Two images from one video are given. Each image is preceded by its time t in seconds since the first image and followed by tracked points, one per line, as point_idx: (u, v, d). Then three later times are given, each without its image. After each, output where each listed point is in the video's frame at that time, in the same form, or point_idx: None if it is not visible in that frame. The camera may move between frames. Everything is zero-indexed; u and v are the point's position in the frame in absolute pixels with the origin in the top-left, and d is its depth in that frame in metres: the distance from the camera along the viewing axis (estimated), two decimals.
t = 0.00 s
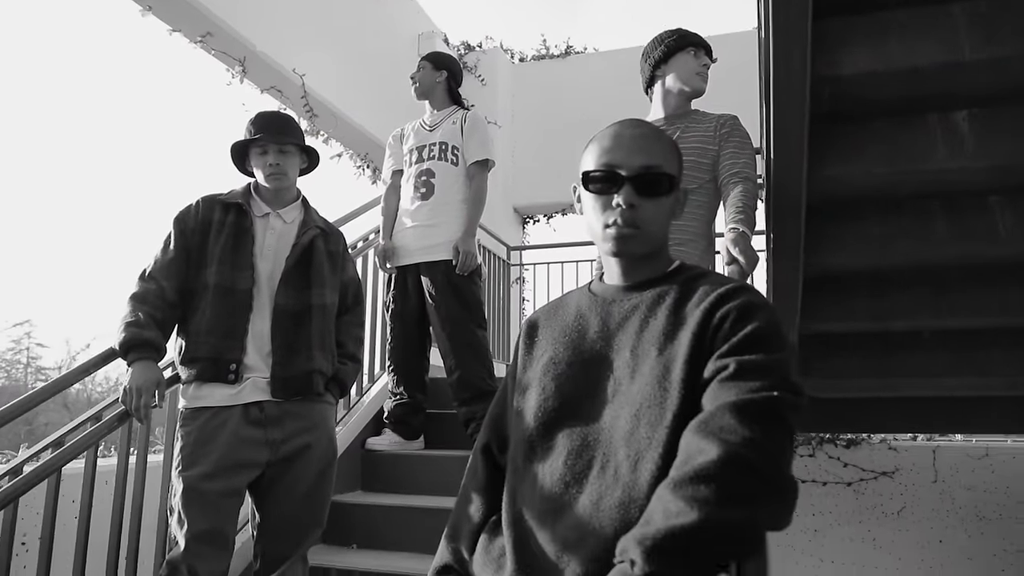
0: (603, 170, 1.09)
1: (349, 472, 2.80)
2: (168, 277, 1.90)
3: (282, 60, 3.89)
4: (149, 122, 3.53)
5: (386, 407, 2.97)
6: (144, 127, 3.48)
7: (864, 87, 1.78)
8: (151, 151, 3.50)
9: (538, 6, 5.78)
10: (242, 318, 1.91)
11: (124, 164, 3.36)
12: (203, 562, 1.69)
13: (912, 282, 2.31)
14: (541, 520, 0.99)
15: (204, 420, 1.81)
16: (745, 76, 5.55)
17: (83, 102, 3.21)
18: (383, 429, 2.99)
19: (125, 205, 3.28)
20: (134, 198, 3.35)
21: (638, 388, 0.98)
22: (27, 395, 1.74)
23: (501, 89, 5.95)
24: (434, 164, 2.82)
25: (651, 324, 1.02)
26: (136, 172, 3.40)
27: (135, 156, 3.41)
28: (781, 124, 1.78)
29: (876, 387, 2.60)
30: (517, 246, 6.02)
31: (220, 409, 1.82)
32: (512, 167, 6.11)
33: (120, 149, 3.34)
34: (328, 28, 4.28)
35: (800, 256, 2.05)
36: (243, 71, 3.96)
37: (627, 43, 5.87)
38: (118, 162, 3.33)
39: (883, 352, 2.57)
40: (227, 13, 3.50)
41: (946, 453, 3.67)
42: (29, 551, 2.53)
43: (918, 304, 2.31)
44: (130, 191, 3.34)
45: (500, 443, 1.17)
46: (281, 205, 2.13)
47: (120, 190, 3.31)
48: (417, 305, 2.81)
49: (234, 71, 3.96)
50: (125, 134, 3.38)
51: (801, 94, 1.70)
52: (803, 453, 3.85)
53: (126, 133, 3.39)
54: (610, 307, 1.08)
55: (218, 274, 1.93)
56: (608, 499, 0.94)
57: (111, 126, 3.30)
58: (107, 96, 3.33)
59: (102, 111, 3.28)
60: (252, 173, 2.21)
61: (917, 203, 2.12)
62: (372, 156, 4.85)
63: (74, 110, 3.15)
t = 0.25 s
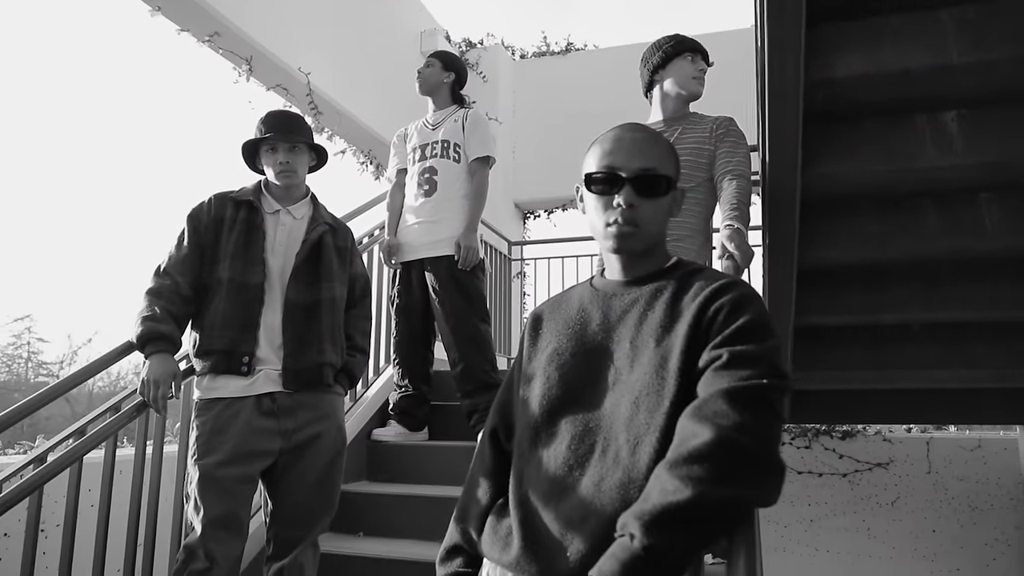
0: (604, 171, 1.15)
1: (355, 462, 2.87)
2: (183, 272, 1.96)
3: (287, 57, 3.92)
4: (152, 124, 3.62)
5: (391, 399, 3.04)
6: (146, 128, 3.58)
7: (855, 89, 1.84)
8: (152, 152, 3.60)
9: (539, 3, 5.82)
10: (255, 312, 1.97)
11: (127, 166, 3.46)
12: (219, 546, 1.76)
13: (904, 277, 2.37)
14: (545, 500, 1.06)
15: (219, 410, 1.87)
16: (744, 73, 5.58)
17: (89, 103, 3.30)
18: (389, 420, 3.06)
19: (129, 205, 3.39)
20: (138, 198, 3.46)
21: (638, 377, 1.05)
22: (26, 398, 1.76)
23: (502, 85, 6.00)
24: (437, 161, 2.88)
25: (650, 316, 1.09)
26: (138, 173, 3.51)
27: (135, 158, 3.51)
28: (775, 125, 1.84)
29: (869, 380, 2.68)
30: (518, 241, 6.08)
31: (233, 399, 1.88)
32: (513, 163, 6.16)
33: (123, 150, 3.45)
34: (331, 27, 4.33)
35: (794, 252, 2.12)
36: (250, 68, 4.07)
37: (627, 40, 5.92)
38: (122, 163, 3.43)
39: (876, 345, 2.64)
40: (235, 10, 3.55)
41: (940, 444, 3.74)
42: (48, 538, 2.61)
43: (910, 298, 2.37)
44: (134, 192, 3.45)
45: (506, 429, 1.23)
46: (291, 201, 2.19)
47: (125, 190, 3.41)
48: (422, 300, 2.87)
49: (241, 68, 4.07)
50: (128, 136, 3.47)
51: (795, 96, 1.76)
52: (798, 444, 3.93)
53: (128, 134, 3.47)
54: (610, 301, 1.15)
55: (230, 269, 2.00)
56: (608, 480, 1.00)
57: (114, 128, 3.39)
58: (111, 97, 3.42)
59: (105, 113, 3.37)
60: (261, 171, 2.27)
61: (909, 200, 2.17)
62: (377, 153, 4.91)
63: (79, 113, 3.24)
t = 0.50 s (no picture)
0: (608, 174, 1.22)
1: (363, 452, 2.95)
2: (200, 268, 2.03)
3: (294, 56, 3.98)
4: (160, 124, 3.71)
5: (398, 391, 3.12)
6: (154, 129, 3.67)
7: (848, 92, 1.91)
8: (175, 155, 3.76)
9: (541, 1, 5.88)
10: (270, 307, 2.05)
11: (137, 165, 3.54)
12: (238, 530, 1.84)
13: (896, 272, 2.45)
14: (553, 481, 1.14)
15: (236, 400, 1.95)
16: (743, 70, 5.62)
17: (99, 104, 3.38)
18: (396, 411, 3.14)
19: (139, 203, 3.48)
20: (147, 196, 3.54)
21: (639, 366, 1.12)
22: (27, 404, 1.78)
23: (504, 82, 6.06)
24: (442, 159, 2.95)
25: (650, 310, 1.16)
26: (147, 172, 3.59)
27: (144, 157, 3.59)
28: (771, 126, 1.92)
29: (863, 372, 2.76)
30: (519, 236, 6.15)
31: (250, 390, 1.96)
32: (514, 159, 6.23)
33: (133, 149, 3.53)
34: (337, 25, 4.40)
35: (790, 248, 2.20)
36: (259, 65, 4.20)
37: (628, 37, 5.97)
38: (132, 162, 3.51)
39: (870, 339, 2.72)
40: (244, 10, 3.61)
41: (934, 437, 3.83)
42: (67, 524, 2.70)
43: (902, 293, 2.45)
44: (143, 190, 3.54)
45: (515, 415, 1.31)
46: (304, 198, 2.27)
47: (135, 189, 3.50)
48: (428, 295, 2.95)
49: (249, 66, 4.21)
50: (136, 136, 3.56)
51: (790, 99, 1.83)
52: (795, 436, 4.00)
53: (153, 142, 3.65)
54: (613, 295, 1.22)
55: (246, 265, 2.07)
56: (611, 461, 1.08)
57: (122, 128, 3.48)
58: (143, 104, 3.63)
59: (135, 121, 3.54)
60: (273, 169, 2.34)
61: (901, 199, 2.24)
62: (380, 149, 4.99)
63: (90, 112, 3.32)
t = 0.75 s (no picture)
0: (611, 178, 1.30)
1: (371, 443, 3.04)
2: (218, 264, 2.11)
3: (303, 56, 4.07)
4: (183, 128, 3.82)
5: (405, 384, 3.21)
6: (169, 129, 3.75)
7: (840, 96, 2.00)
8: (181, 156, 3.80)
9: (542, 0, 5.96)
10: (285, 301, 2.14)
11: (153, 165, 3.64)
12: (258, 514, 1.93)
13: (888, 270, 2.54)
14: (559, 463, 1.23)
15: (254, 391, 2.04)
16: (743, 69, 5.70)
17: (117, 106, 3.47)
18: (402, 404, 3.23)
19: (156, 202, 3.57)
20: (163, 196, 3.64)
21: (640, 357, 1.21)
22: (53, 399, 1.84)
23: (506, 81, 6.14)
24: (448, 159, 3.03)
25: (650, 304, 1.25)
26: (163, 172, 3.68)
27: (164, 164, 3.69)
28: (766, 128, 2.01)
29: (856, 366, 2.85)
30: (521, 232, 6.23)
31: (267, 381, 2.05)
32: (516, 156, 6.31)
33: (149, 150, 3.62)
34: (343, 25, 4.48)
35: (784, 247, 2.28)
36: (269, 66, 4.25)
37: (629, 35, 6.04)
38: (149, 162, 3.61)
39: (863, 334, 2.81)
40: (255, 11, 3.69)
41: (927, 429, 3.87)
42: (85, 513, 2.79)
43: (893, 289, 2.54)
44: (160, 190, 3.63)
45: (523, 404, 1.40)
46: (316, 197, 2.35)
47: (152, 188, 3.59)
48: (435, 289, 3.05)
49: (259, 67, 4.26)
50: (152, 137, 3.65)
51: (784, 103, 1.92)
52: (792, 429, 4.03)
53: (162, 143, 3.70)
54: (615, 291, 1.31)
55: (262, 262, 2.16)
56: (614, 445, 1.17)
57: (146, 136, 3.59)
58: (151, 106, 3.67)
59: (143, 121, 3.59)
60: (287, 169, 2.42)
61: (892, 199, 2.33)
62: (385, 146, 5.08)
63: (109, 114, 3.42)
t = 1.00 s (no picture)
0: (611, 183, 1.40)
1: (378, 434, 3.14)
2: (235, 262, 2.21)
3: (310, 59, 4.17)
4: (192, 131, 3.93)
5: (411, 377, 3.31)
6: (183, 140, 3.87)
7: (830, 102, 2.09)
8: (191, 158, 3.91)
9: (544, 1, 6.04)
10: (299, 298, 2.23)
11: (167, 167, 3.76)
12: (275, 499, 2.03)
13: (878, 267, 2.63)
14: (563, 447, 1.32)
15: (270, 383, 2.14)
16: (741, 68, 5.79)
17: (133, 110, 3.59)
18: (409, 396, 3.33)
19: (170, 203, 3.70)
20: (177, 196, 3.76)
21: (638, 349, 1.31)
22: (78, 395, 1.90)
23: (508, 80, 6.24)
24: (454, 159, 3.13)
25: (647, 300, 1.35)
26: (177, 174, 3.81)
27: (174, 167, 3.80)
28: (759, 133, 2.10)
29: (848, 360, 2.95)
30: (522, 229, 6.33)
31: (283, 374, 2.15)
32: (517, 154, 6.40)
33: (163, 152, 3.74)
34: (349, 27, 4.58)
35: (777, 245, 2.38)
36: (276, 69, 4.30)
37: (629, 35, 6.13)
38: (162, 164, 3.73)
39: (855, 329, 2.90)
40: (265, 15, 3.80)
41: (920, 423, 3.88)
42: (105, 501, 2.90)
43: (884, 286, 2.63)
44: (173, 191, 3.75)
45: (529, 394, 1.50)
46: (327, 197, 2.44)
47: (166, 190, 3.72)
48: (440, 286, 3.15)
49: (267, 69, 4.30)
50: (166, 139, 3.77)
51: (776, 109, 2.01)
52: (788, 423, 4.07)
53: (172, 145, 3.81)
54: (615, 288, 1.41)
55: (277, 260, 2.25)
56: (613, 429, 1.27)
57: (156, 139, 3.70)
58: (162, 110, 3.77)
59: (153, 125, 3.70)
60: (300, 170, 2.51)
61: (881, 200, 2.42)
62: (389, 145, 5.19)
63: (124, 119, 3.54)
